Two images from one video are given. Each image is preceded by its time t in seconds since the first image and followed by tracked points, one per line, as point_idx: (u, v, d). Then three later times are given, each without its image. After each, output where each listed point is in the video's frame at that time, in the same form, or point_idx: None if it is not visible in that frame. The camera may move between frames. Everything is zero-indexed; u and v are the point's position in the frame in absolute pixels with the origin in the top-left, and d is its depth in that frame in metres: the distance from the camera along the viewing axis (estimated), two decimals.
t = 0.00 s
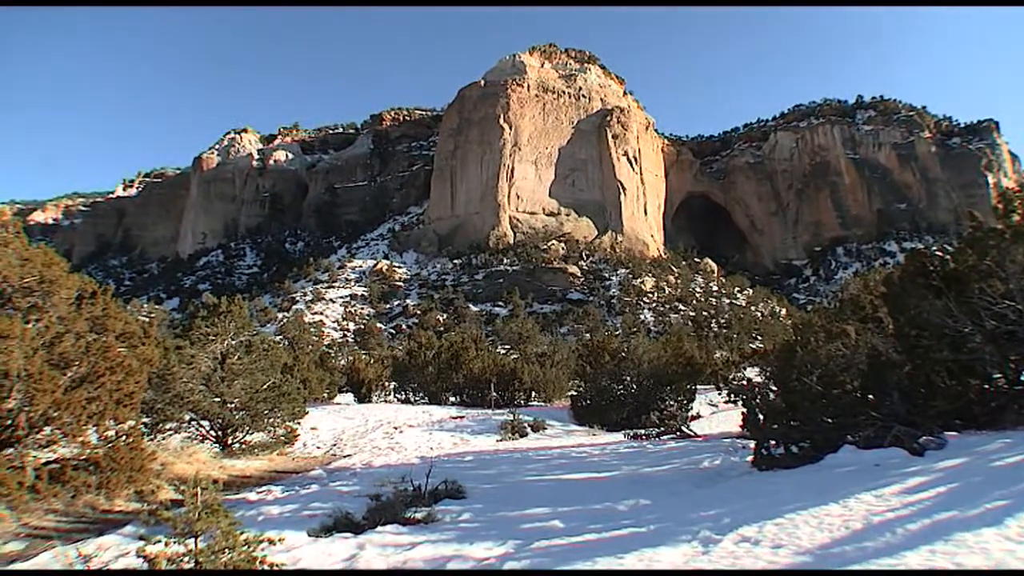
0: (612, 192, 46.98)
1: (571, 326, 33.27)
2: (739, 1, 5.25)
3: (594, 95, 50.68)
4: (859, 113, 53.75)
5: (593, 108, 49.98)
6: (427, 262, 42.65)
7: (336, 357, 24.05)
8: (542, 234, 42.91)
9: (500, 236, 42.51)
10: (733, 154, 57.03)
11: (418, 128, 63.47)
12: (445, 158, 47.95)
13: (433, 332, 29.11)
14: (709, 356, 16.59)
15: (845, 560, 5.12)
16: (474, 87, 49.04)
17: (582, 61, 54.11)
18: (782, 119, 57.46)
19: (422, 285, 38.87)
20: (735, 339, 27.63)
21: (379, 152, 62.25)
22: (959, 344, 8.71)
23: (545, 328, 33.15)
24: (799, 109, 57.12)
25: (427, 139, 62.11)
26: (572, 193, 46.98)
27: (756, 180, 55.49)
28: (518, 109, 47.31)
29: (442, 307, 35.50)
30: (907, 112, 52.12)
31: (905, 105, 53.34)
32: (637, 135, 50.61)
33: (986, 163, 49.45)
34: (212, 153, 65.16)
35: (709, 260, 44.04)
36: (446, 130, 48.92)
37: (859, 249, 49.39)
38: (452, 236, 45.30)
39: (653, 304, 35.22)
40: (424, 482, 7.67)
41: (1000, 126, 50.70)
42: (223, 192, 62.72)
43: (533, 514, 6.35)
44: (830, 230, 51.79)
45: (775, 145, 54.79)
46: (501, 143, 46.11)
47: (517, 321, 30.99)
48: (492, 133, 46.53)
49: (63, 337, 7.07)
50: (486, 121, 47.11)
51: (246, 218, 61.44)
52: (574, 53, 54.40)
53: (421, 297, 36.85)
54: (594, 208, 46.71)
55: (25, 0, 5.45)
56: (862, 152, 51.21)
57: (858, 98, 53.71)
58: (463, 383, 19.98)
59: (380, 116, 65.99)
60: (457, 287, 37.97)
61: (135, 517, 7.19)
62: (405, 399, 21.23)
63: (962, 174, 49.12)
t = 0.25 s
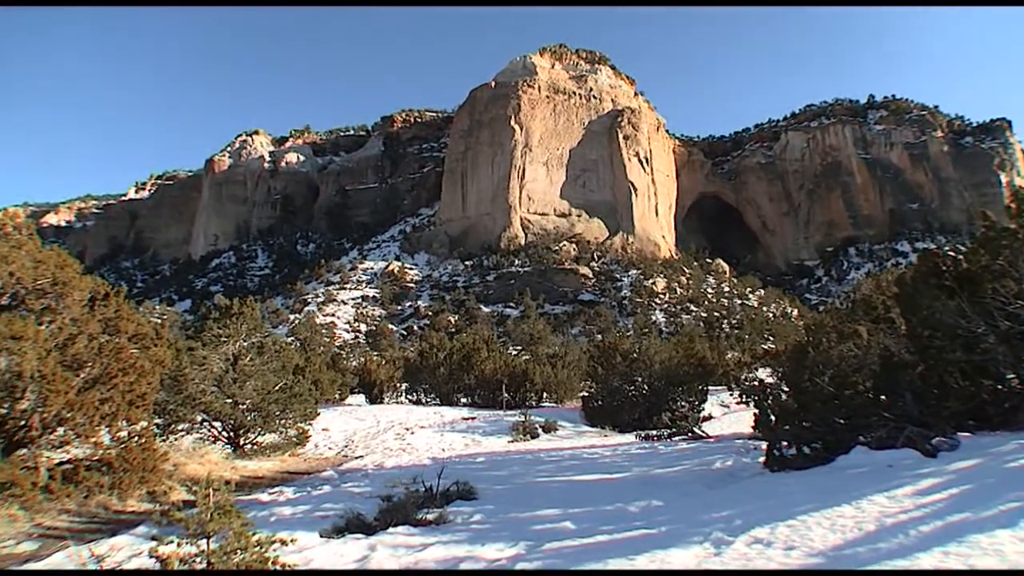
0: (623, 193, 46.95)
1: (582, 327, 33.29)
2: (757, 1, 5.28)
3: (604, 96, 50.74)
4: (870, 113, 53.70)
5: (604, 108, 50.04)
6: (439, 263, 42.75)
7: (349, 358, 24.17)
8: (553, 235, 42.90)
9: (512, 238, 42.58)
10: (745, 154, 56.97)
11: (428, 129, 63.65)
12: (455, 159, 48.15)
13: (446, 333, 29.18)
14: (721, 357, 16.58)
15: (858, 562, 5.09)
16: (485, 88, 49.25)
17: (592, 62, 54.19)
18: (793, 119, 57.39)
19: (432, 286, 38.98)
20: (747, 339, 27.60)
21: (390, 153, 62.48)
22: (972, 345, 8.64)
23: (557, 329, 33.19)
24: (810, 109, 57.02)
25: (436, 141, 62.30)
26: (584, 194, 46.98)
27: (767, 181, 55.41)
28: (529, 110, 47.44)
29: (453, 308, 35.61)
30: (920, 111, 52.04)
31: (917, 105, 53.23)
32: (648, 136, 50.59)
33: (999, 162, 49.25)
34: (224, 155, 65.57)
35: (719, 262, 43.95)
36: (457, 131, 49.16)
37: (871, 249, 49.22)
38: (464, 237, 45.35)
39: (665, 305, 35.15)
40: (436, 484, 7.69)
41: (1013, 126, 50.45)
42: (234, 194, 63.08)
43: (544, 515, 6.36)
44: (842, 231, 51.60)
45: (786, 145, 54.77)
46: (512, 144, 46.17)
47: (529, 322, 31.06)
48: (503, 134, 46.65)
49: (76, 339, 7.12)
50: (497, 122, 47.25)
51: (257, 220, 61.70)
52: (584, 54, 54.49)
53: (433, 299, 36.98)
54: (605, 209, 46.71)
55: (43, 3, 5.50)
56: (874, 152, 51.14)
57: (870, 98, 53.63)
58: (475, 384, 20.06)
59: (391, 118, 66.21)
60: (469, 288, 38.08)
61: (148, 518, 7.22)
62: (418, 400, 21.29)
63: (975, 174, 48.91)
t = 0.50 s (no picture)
0: (631, 195, 46.91)
1: (590, 329, 33.24)
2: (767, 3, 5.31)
3: (612, 98, 50.73)
4: (878, 114, 53.66)
5: (612, 110, 50.06)
6: (447, 265, 42.79)
7: (356, 360, 24.19)
8: (561, 238, 42.89)
9: (518, 240, 42.54)
10: (752, 155, 56.93)
11: (435, 131, 63.81)
12: (462, 161, 48.27)
13: (453, 335, 29.20)
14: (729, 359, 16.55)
15: (866, 565, 5.07)
16: (492, 90, 49.39)
17: (599, 63, 54.27)
18: (801, 120, 57.34)
19: (440, 289, 39.04)
20: (755, 341, 27.58)
21: (397, 156, 62.63)
22: (981, 346, 8.57)
23: (564, 331, 33.18)
24: (818, 110, 56.95)
25: (443, 143, 62.44)
26: (591, 196, 46.96)
27: (775, 182, 55.39)
28: (536, 112, 47.51)
29: (461, 310, 35.66)
30: (927, 112, 52.04)
31: (925, 105, 53.20)
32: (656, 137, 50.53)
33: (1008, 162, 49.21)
34: (231, 158, 65.84)
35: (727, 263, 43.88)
36: (464, 133, 49.27)
37: (879, 251, 49.09)
38: (471, 239, 45.38)
39: (673, 307, 35.09)
40: (443, 486, 7.71)
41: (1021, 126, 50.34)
42: (242, 197, 63.31)
43: (552, 517, 6.35)
44: (850, 232, 51.48)
45: (794, 146, 54.75)
46: (519, 146, 46.18)
47: (536, 324, 31.12)
48: (510, 135, 46.73)
49: (85, 341, 7.18)
50: (504, 124, 47.33)
51: (266, 222, 61.82)
52: (591, 55, 54.58)
53: (441, 301, 37.07)
54: (613, 210, 46.68)
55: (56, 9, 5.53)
56: (882, 152, 51.10)
57: (877, 99, 53.59)
58: (482, 386, 20.14)
59: (398, 121, 66.29)
60: (477, 291, 38.14)
61: (156, 520, 7.25)
62: (426, 402, 21.31)
63: (984, 174, 48.84)
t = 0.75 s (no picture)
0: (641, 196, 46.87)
1: (601, 330, 33.18)
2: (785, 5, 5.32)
3: (622, 98, 50.71)
4: (889, 113, 53.51)
5: (622, 111, 50.06)
6: (458, 267, 42.90)
7: (369, 362, 24.23)
8: (571, 239, 42.91)
9: (530, 241, 42.65)
10: (763, 156, 56.82)
11: (445, 133, 63.96)
12: (472, 163, 48.39)
13: (464, 337, 29.24)
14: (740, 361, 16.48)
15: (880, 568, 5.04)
16: (503, 92, 49.49)
17: (609, 64, 54.33)
18: (812, 120, 57.20)
19: (451, 290, 39.14)
20: (767, 343, 27.51)
21: (408, 158, 62.78)
22: (995, 347, 8.43)
23: (575, 333, 33.18)
24: (828, 110, 56.77)
25: (453, 145, 62.59)
26: (601, 197, 46.96)
27: (786, 183, 55.26)
28: (546, 114, 47.56)
29: (472, 312, 35.73)
30: (939, 111, 51.92)
31: (937, 105, 53.04)
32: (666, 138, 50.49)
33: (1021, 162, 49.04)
34: (243, 161, 66.21)
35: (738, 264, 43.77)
36: (474, 134, 49.37)
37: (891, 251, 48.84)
38: (482, 241, 45.43)
39: (685, 308, 34.99)
40: (455, 487, 7.73)
41: None
42: (254, 199, 63.60)
43: (563, 519, 6.35)
44: (862, 232, 51.27)
45: (805, 146, 54.60)
46: (530, 147, 46.25)
47: (547, 326, 31.17)
48: (520, 137, 46.80)
49: (98, 344, 7.22)
50: (514, 125, 47.39)
51: (277, 225, 62.01)
52: (601, 56, 54.63)
53: (452, 303, 37.15)
54: (623, 211, 46.66)
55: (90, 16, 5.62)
56: (894, 152, 50.92)
57: (888, 99, 53.43)
58: (494, 388, 20.22)
59: (409, 124, 66.39)
60: (488, 293, 38.28)
61: (169, 521, 7.29)
62: (437, 404, 21.33)
63: (997, 174, 48.66)
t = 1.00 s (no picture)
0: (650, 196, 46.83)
1: (610, 330, 33.18)
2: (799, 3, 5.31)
3: (630, 98, 50.66)
4: (898, 112, 53.29)
5: (630, 111, 50.04)
6: (467, 267, 42.99)
7: (378, 362, 24.25)
8: (580, 239, 42.97)
9: (539, 241, 42.82)
10: (772, 155, 56.69)
11: (453, 134, 63.99)
12: (481, 163, 48.48)
13: (473, 338, 29.30)
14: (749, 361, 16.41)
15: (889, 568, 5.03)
16: (511, 92, 49.51)
17: (618, 64, 54.33)
18: (820, 120, 57.02)
19: (460, 291, 39.20)
20: (776, 343, 27.44)
21: (416, 158, 62.85)
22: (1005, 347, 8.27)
23: (584, 333, 33.18)
24: (837, 109, 56.58)
25: (461, 146, 62.64)
26: (610, 198, 46.93)
27: (795, 182, 55.15)
28: (554, 114, 47.58)
29: (481, 312, 35.77)
30: (948, 110, 51.77)
31: (946, 104, 52.85)
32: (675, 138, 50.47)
33: None
34: (251, 162, 66.47)
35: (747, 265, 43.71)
36: (483, 135, 49.43)
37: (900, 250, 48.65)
38: (491, 241, 45.47)
39: (694, 308, 34.90)
40: (464, 488, 7.74)
41: None
42: (263, 201, 63.82)
43: (572, 519, 6.35)
44: (871, 232, 51.11)
45: (814, 145, 54.40)
46: (538, 148, 46.29)
47: (556, 326, 31.18)
48: (528, 137, 46.84)
49: (107, 344, 7.27)
50: (522, 126, 47.39)
51: (286, 226, 62.15)
52: (609, 56, 54.64)
53: (461, 303, 37.20)
54: (632, 211, 46.64)
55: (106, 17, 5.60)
56: (903, 151, 50.69)
57: (897, 98, 53.21)
58: (503, 388, 20.24)
59: (418, 124, 66.49)
60: (497, 293, 38.39)
61: (179, 521, 7.31)
62: (447, 405, 21.32)
63: (1008, 173, 48.54)
